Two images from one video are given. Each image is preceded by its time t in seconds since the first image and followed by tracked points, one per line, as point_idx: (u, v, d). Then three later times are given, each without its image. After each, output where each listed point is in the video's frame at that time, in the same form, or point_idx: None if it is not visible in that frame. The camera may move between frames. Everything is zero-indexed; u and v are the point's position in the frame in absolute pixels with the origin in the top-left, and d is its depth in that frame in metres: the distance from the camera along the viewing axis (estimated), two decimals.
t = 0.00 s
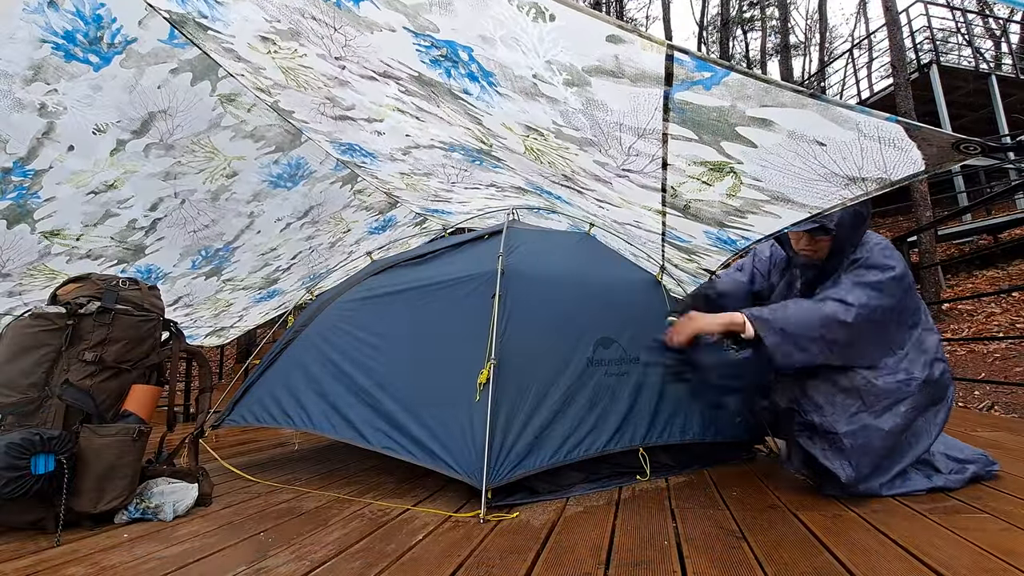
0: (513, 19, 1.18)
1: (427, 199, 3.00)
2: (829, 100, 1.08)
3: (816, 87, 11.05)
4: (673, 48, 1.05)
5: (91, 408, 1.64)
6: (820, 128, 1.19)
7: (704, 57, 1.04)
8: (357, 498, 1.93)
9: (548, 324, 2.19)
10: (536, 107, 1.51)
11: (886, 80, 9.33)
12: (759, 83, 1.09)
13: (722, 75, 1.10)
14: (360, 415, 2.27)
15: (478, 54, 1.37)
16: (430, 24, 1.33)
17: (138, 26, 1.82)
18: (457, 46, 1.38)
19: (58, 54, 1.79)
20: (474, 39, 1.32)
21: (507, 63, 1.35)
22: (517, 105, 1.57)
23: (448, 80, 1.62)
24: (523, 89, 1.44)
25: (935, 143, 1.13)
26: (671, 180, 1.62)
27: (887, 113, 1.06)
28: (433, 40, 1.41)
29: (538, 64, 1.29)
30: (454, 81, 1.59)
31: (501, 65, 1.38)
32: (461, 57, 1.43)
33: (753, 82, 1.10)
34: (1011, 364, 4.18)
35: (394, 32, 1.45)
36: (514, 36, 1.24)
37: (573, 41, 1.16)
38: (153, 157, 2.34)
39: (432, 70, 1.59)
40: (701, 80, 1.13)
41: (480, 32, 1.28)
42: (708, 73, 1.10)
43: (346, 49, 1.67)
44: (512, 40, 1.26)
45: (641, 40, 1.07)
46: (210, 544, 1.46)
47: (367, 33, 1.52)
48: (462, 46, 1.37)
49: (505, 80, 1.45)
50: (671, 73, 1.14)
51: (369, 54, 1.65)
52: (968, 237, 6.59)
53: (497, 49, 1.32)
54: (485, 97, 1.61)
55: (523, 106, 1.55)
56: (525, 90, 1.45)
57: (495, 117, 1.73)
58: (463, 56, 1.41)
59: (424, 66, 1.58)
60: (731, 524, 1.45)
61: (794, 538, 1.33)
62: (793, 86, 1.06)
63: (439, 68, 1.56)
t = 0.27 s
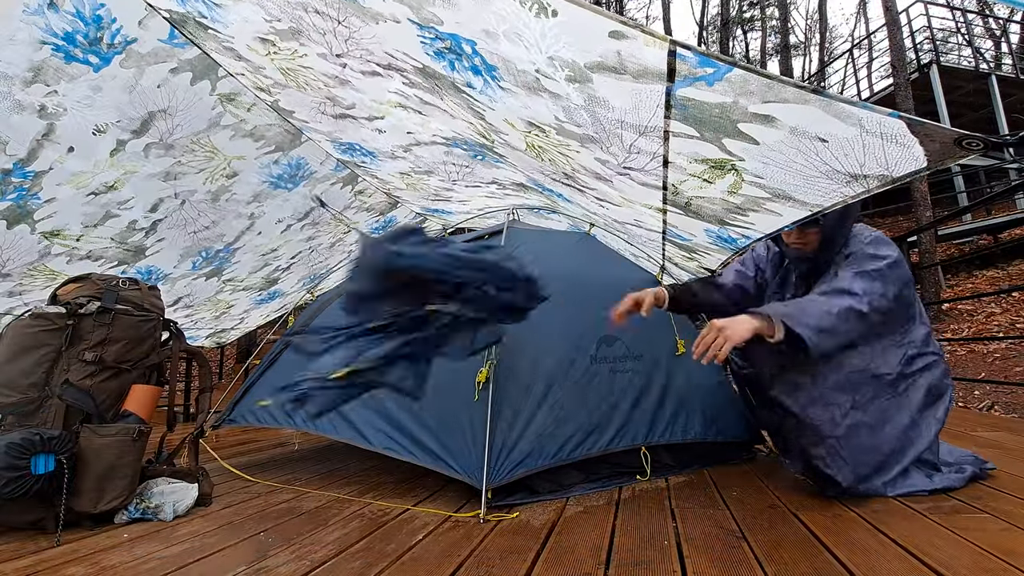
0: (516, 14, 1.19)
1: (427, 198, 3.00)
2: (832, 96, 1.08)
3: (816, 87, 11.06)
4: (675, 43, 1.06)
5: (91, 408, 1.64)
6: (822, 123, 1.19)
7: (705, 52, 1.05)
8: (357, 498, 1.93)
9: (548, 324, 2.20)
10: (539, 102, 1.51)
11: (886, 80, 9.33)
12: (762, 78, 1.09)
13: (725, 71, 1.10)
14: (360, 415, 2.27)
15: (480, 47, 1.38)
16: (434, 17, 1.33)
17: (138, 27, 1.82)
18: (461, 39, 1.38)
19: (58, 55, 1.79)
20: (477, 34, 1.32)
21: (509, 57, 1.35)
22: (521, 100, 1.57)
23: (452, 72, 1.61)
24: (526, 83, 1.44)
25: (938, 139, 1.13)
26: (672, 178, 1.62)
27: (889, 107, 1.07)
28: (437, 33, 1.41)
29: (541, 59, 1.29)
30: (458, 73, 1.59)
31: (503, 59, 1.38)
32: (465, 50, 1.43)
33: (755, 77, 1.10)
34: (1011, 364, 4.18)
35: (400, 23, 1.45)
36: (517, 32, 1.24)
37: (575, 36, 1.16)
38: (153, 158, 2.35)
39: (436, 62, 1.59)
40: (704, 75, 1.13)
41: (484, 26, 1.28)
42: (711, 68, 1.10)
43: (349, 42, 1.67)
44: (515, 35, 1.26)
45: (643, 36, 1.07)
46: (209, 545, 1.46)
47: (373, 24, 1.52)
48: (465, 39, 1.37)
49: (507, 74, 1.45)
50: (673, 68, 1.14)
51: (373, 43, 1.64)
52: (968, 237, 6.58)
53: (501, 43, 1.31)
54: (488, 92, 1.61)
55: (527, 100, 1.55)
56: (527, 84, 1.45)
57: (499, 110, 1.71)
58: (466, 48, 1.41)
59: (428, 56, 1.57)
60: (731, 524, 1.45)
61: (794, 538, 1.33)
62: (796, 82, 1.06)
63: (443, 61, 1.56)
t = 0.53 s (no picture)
0: (512, 21, 1.18)
1: (427, 198, 3.01)
2: (828, 101, 1.08)
3: (816, 87, 11.06)
4: (672, 50, 1.06)
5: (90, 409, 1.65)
6: (819, 129, 1.19)
7: (701, 60, 1.05)
8: (358, 498, 1.93)
9: (548, 323, 2.19)
10: (536, 107, 1.51)
11: (886, 80, 9.33)
12: (758, 84, 1.09)
13: (721, 77, 1.10)
14: (360, 415, 2.27)
15: (476, 55, 1.37)
16: (429, 25, 1.33)
17: (138, 26, 1.82)
18: (456, 47, 1.38)
19: (58, 54, 1.79)
20: (473, 40, 1.31)
21: (505, 63, 1.35)
22: (518, 106, 1.57)
23: (447, 81, 1.62)
24: (523, 89, 1.44)
25: (935, 144, 1.12)
26: (671, 180, 1.62)
27: (886, 115, 1.06)
28: (432, 41, 1.40)
29: (538, 65, 1.29)
30: (453, 82, 1.59)
31: (499, 66, 1.38)
32: (460, 58, 1.43)
33: (751, 84, 1.10)
34: (1012, 364, 4.18)
35: (393, 34, 1.45)
36: (512, 38, 1.23)
37: (572, 42, 1.16)
38: (153, 158, 2.34)
39: (431, 71, 1.59)
40: (700, 81, 1.13)
41: (479, 33, 1.28)
42: (707, 75, 1.10)
43: (344, 50, 1.67)
44: (510, 42, 1.25)
45: (640, 42, 1.08)
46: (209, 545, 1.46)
47: (366, 34, 1.52)
48: (461, 47, 1.37)
49: (504, 80, 1.45)
50: (670, 75, 1.14)
51: (367, 56, 1.66)
52: (968, 237, 6.58)
53: (496, 51, 1.32)
54: (484, 97, 1.61)
55: (524, 106, 1.55)
56: (524, 90, 1.45)
57: (495, 116, 1.72)
58: (462, 56, 1.41)
59: (422, 67, 1.58)
60: (731, 524, 1.45)
61: (794, 538, 1.33)
62: (792, 87, 1.06)
63: (438, 70, 1.56)
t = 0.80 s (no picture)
0: (513, 21, 1.18)
1: (427, 199, 3.02)
2: (828, 101, 1.08)
3: (816, 87, 11.06)
4: (672, 50, 1.05)
5: (91, 409, 1.64)
6: (820, 129, 1.19)
7: (702, 59, 1.04)
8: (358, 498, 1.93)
9: (547, 323, 2.19)
10: (537, 106, 1.51)
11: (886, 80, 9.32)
12: (758, 84, 1.09)
13: (721, 77, 1.10)
14: (360, 415, 2.27)
15: (478, 53, 1.37)
16: (430, 24, 1.33)
17: (138, 27, 1.82)
18: (457, 47, 1.38)
19: (58, 56, 1.79)
20: (474, 40, 1.31)
21: (506, 63, 1.35)
22: (518, 106, 1.57)
23: (448, 82, 1.62)
24: (524, 88, 1.44)
25: (935, 145, 1.12)
26: (671, 181, 1.61)
27: (886, 114, 1.06)
28: (433, 40, 1.41)
29: (538, 65, 1.29)
30: (454, 80, 1.59)
31: (500, 65, 1.38)
32: (461, 58, 1.43)
33: (752, 84, 1.10)
34: (1011, 364, 4.18)
35: (395, 32, 1.45)
36: (513, 37, 1.23)
37: (572, 41, 1.16)
38: (154, 159, 2.34)
39: (431, 72, 1.59)
40: (700, 81, 1.13)
41: (479, 33, 1.27)
42: (708, 75, 1.10)
43: (344, 51, 1.68)
44: (512, 41, 1.25)
45: (640, 41, 1.06)
46: (209, 545, 1.46)
47: (368, 34, 1.52)
48: (462, 46, 1.37)
49: (505, 80, 1.45)
50: (670, 74, 1.14)
51: (369, 55, 1.66)
52: (968, 237, 6.58)
53: (497, 49, 1.31)
54: (485, 98, 1.61)
55: (524, 107, 1.55)
56: (524, 90, 1.45)
57: (495, 117, 1.72)
58: (463, 55, 1.41)
59: (424, 66, 1.58)
60: (731, 524, 1.45)
61: (794, 538, 1.33)
62: (791, 87, 1.06)
63: (439, 69, 1.56)
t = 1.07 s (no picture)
0: (513, 21, 1.18)
1: (427, 200, 3.03)
2: (829, 101, 1.07)
3: (816, 87, 11.06)
4: (672, 50, 1.05)
5: (91, 409, 1.63)
6: (821, 129, 1.19)
7: (702, 58, 1.04)
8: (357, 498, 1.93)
9: (548, 323, 2.19)
10: (538, 106, 1.51)
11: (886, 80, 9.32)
12: (759, 84, 1.09)
13: (721, 77, 1.09)
14: (360, 415, 2.27)
15: (478, 54, 1.37)
16: (430, 24, 1.33)
17: (138, 28, 1.81)
18: (458, 46, 1.38)
19: (58, 58, 1.79)
20: (474, 39, 1.31)
21: (506, 63, 1.35)
22: (518, 106, 1.57)
23: (448, 81, 1.62)
24: (524, 89, 1.44)
25: (936, 144, 1.12)
26: (671, 180, 1.61)
27: (887, 114, 1.06)
28: (433, 40, 1.41)
29: (539, 65, 1.29)
30: (454, 81, 1.59)
31: (500, 65, 1.38)
32: (461, 57, 1.43)
33: (752, 83, 1.09)
34: (1012, 364, 4.18)
35: (395, 32, 1.45)
36: (514, 37, 1.23)
37: (573, 41, 1.16)
38: (154, 161, 2.34)
39: (432, 71, 1.59)
40: (700, 81, 1.13)
41: (479, 32, 1.27)
42: (708, 74, 1.10)
43: (345, 50, 1.68)
44: (512, 41, 1.25)
45: (640, 41, 1.06)
46: (209, 545, 1.46)
47: (368, 34, 1.52)
48: (462, 46, 1.37)
49: (505, 80, 1.45)
50: (671, 74, 1.14)
51: (369, 55, 1.66)
52: (968, 237, 6.59)
53: (497, 49, 1.31)
54: (485, 98, 1.61)
55: (524, 106, 1.56)
56: (525, 90, 1.45)
57: (495, 116, 1.72)
58: (463, 55, 1.41)
59: (424, 66, 1.58)
60: (731, 524, 1.45)
61: (794, 538, 1.33)
62: (792, 87, 1.06)
63: (439, 69, 1.56)
